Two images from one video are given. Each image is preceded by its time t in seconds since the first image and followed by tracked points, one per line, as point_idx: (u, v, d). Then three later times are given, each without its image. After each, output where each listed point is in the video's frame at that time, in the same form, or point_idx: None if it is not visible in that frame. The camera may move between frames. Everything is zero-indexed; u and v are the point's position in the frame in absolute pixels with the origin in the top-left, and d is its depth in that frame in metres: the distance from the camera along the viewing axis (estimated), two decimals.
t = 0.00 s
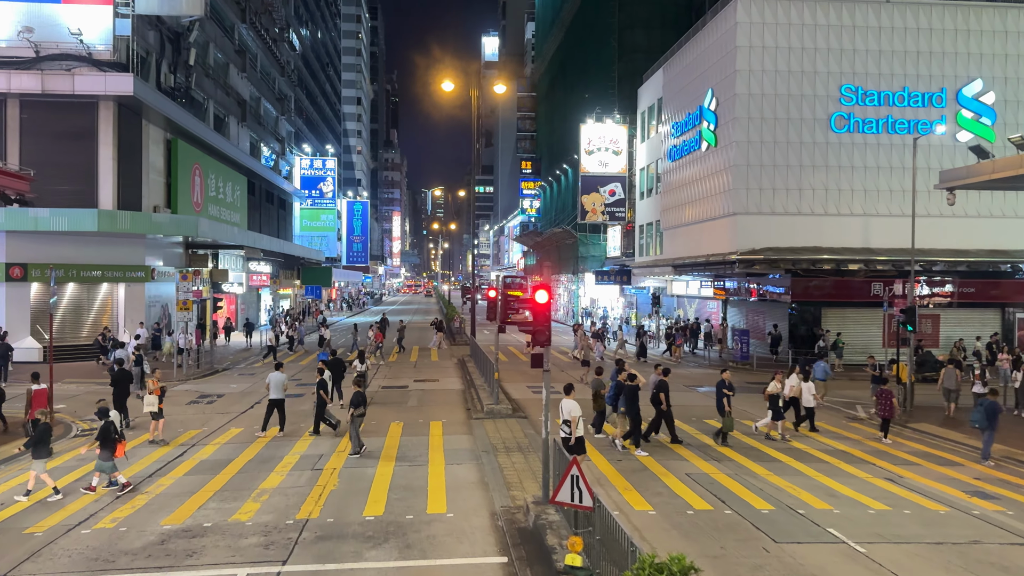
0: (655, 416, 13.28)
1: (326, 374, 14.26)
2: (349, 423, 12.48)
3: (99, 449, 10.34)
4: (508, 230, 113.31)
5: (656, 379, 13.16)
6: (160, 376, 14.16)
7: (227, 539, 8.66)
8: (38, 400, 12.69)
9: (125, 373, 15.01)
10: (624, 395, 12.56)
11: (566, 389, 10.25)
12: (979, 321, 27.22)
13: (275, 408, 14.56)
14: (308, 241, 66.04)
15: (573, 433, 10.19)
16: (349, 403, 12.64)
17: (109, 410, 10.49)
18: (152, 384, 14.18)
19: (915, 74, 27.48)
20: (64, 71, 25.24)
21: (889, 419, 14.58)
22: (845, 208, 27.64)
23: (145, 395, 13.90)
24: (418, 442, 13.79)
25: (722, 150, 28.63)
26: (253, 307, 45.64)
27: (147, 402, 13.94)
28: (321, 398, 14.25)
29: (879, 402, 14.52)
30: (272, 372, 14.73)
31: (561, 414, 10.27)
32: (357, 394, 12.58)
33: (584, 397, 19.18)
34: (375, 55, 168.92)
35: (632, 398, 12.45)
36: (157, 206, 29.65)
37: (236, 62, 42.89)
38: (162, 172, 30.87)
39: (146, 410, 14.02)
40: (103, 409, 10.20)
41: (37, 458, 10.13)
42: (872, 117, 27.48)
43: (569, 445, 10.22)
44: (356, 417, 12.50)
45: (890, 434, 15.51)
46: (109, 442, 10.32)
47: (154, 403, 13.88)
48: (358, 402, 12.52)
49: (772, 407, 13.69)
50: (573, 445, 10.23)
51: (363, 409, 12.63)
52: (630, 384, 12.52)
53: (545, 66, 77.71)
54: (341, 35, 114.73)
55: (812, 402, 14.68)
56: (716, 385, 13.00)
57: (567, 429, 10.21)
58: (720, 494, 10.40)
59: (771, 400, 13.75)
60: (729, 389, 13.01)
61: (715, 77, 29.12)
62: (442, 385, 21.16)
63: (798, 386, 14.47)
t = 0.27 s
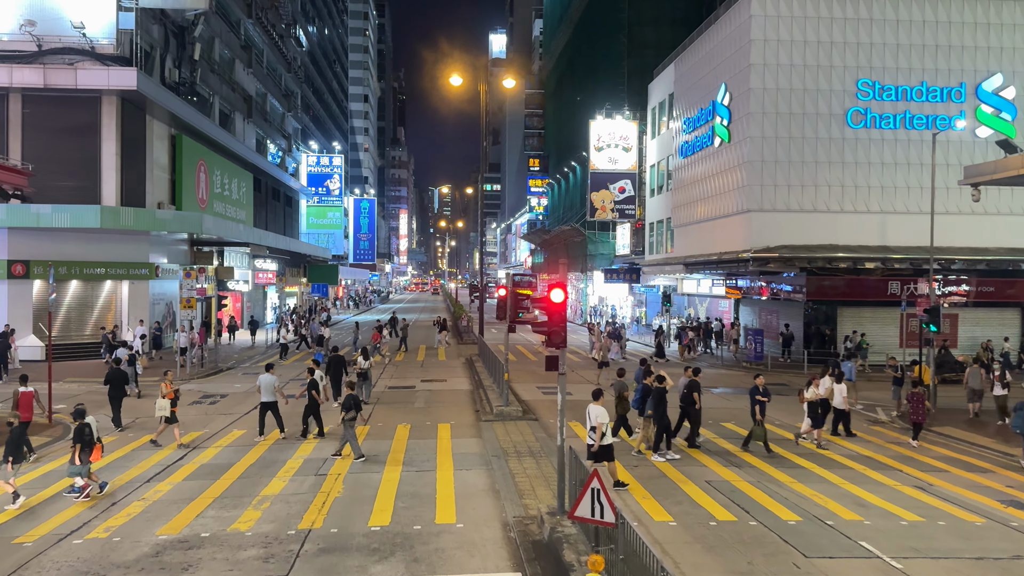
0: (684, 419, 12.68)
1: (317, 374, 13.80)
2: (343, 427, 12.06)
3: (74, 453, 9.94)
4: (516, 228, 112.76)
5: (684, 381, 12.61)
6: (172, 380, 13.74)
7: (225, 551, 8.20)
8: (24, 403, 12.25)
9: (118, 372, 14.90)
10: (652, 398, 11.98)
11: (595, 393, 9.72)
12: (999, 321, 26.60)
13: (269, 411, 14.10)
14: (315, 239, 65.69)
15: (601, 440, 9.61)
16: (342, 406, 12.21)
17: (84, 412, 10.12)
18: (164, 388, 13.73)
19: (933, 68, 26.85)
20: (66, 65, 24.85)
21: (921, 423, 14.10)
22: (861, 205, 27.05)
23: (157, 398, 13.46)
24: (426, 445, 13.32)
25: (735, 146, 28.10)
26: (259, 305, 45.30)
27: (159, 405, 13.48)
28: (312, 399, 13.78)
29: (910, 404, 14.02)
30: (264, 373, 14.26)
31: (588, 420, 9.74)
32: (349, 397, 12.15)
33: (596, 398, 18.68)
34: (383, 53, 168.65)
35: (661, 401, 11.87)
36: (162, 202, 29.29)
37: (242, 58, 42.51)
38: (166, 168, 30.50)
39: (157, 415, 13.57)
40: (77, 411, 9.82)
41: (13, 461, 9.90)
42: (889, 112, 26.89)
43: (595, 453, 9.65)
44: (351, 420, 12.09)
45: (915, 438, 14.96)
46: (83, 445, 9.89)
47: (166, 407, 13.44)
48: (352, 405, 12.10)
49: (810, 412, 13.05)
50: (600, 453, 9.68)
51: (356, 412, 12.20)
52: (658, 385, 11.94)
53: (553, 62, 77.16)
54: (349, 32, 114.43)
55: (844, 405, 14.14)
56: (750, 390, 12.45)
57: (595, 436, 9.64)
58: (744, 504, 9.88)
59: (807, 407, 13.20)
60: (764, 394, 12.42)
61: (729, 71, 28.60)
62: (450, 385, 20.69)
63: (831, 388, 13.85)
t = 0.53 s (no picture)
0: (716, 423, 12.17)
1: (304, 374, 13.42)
2: (333, 429, 11.71)
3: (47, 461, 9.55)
4: (523, 226, 112.21)
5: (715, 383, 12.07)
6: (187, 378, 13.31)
7: (221, 564, 7.75)
8: (11, 399, 12.03)
9: (112, 369, 15.02)
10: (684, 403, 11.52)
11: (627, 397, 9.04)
12: (1019, 320, 25.97)
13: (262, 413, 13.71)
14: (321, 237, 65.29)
15: (632, 444, 9.09)
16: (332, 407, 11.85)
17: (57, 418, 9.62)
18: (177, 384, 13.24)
19: (951, 62, 26.25)
20: (68, 59, 24.45)
21: (952, 426, 13.74)
22: (877, 202, 26.48)
23: (171, 395, 13.01)
24: (433, 449, 12.86)
25: (749, 141, 27.58)
26: (265, 303, 44.94)
27: (172, 403, 13.03)
28: (300, 402, 13.37)
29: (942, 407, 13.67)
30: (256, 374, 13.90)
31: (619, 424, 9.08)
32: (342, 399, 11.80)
33: (607, 400, 18.20)
34: (390, 51, 168.26)
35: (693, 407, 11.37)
36: (166, 199, 28.93)
37: (248, 53, 42.13)
38: (170, 164, 30.11)
39: (170, 414, 13.08)
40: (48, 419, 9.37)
41: None
42: (906, 107, 26.32)
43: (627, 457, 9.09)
44: (341, 423, 11.74)
45: (939, 442, 14.43)
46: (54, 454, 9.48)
47: (179, 406, 12.98)
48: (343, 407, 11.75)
49: (850, 418, 12.62)
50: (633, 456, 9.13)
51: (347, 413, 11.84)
52: (690, 391, 11.49)
53: (561, 59, 76.62)
54: (355, 29, 114.07)
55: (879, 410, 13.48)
56: (786, 394, 11.94)
57: (626, 440, 9.06)
58: (770, 516, 9.39)
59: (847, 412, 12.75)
60: (801, 398, 11.91)
61: (743, 65, 28.10)
62: (457, 386, 20.20)
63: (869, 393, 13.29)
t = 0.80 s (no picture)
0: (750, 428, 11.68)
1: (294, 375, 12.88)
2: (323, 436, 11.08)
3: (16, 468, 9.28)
4: (529, 224, 111.67)
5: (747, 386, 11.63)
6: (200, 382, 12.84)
7: None
8: None
9: (107, 370, 14.66)
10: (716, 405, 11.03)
11: (659, 399, 8.91)
12: None
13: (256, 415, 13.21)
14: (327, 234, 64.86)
15: (661, 448, 8.88)
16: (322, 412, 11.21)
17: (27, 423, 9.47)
18: (191, 389, 12.76)
19: (970, 55, 25.64)
20: (69, 53, 24.04)
21: (988, 429, 13.00)
22: (894, 198, 25.90)
23: (183, 400, 12.52)
24: (441, 453, 12.39)
25: (762, 136, 27.05)
26: (270, 300, 44.59)
27: (186, 409, 12.53)
28: (289, 402, 12.94)
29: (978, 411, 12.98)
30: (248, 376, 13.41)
31: (649, 427, 8.98)
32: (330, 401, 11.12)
33: (620, 401, 17.68)
34: (396, 48, 167.86)
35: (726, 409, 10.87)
36: (169, 195, 28.53)
37: (253, 49, 41.69)
38: (174, 160, 29.71)
39: (183, 419, 12.55)
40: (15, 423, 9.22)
41: None
42: (924, 101, 25.72)
43: (655, 461, 8.91)
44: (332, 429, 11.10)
45: (967, 447, 13.87)
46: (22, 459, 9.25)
47: (192, 410, 12.50)
48: (333, 412, 11.10)
49: (891, 424, 11.87)
50: (660, 461, 8.97)
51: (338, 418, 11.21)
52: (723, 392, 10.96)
53: (569, 55, 76.03)
54: (362, 26, 113.62)
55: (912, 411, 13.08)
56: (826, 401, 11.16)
57: (655, 443, 8.92)
58: (798, 528, 8.87)
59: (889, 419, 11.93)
60: (840, 409, 11.07)
61: (756, 58, 27.56)
62: (465, 386, 19.73)
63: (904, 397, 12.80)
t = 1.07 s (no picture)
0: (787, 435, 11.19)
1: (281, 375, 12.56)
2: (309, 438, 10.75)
3: None
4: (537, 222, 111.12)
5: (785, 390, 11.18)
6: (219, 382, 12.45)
7: None
8: None
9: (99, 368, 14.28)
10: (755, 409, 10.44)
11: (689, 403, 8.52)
12: None
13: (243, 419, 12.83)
14: (333, 232, 64.46)
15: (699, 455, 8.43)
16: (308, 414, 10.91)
17: None
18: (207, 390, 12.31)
19: (990, 47, 25.02)
20: (71, 48, 23.64)
21: None
22: (912, 194, 25.31)
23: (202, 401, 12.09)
24: (450, 459, 11.93)
25: (776, 131, 26.52)
26: (275, 299, 44.25)
27: (205, 410, 12.11)
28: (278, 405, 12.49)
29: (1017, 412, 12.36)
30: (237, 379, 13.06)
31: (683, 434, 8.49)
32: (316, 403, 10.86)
33: (633, 403, 17.15)
34: (403, 46, 167.53)
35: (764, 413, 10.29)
36: (173, 192, 28.16)
37: (258, 45, 41.30)
38: (178, 157, 29.32)
39: (203, 422, 12.13)
40: None
41: None
42: (942, 95, 25.11)
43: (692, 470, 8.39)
44: (319, 430, 10.77)
45: (996, 452, 13.33)
46: None
47: (212, 412, 12.09)
48: (319, 413, 10.81)
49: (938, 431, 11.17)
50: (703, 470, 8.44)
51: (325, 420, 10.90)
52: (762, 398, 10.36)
53: (576, 52, 75.46)
54: (368, 24, 113.13)
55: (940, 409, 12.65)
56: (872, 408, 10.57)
57: (691, 452, 8.41)
58: (830, 541, 8.36)
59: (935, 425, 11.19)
60: (887, 413, 10.52)
61: (770, 52, 27.03)
62: (473, 387, 19.26)
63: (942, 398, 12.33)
